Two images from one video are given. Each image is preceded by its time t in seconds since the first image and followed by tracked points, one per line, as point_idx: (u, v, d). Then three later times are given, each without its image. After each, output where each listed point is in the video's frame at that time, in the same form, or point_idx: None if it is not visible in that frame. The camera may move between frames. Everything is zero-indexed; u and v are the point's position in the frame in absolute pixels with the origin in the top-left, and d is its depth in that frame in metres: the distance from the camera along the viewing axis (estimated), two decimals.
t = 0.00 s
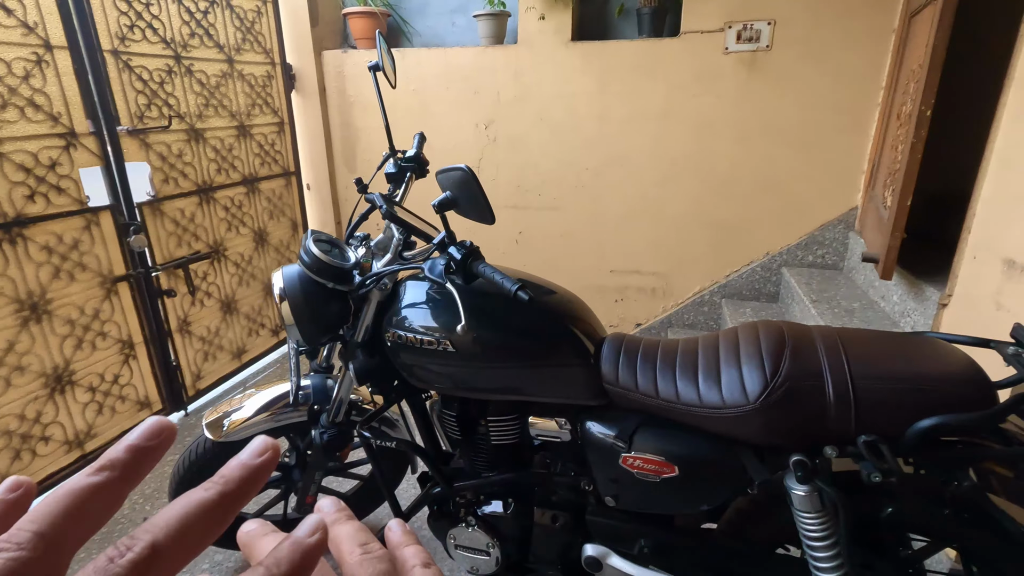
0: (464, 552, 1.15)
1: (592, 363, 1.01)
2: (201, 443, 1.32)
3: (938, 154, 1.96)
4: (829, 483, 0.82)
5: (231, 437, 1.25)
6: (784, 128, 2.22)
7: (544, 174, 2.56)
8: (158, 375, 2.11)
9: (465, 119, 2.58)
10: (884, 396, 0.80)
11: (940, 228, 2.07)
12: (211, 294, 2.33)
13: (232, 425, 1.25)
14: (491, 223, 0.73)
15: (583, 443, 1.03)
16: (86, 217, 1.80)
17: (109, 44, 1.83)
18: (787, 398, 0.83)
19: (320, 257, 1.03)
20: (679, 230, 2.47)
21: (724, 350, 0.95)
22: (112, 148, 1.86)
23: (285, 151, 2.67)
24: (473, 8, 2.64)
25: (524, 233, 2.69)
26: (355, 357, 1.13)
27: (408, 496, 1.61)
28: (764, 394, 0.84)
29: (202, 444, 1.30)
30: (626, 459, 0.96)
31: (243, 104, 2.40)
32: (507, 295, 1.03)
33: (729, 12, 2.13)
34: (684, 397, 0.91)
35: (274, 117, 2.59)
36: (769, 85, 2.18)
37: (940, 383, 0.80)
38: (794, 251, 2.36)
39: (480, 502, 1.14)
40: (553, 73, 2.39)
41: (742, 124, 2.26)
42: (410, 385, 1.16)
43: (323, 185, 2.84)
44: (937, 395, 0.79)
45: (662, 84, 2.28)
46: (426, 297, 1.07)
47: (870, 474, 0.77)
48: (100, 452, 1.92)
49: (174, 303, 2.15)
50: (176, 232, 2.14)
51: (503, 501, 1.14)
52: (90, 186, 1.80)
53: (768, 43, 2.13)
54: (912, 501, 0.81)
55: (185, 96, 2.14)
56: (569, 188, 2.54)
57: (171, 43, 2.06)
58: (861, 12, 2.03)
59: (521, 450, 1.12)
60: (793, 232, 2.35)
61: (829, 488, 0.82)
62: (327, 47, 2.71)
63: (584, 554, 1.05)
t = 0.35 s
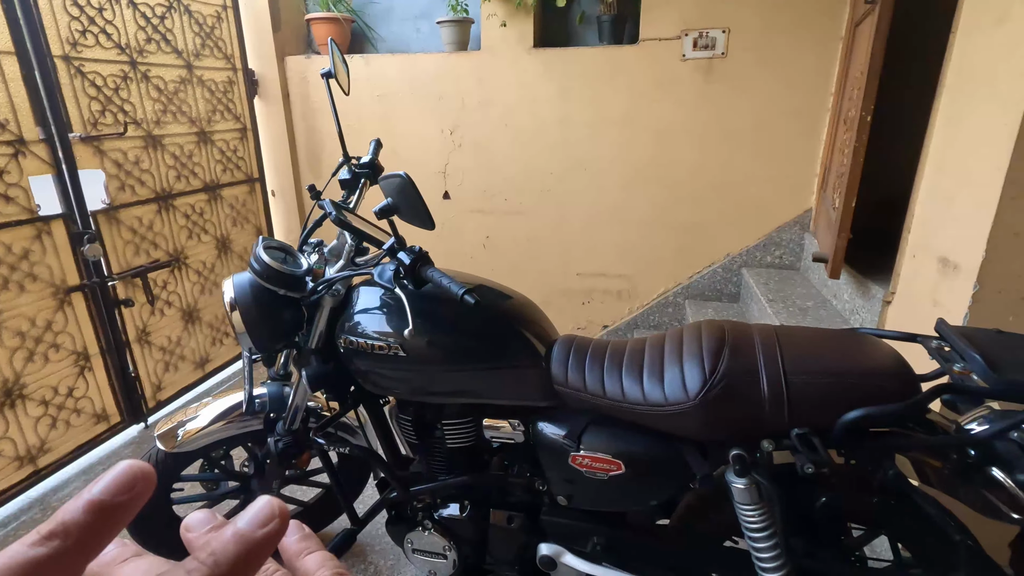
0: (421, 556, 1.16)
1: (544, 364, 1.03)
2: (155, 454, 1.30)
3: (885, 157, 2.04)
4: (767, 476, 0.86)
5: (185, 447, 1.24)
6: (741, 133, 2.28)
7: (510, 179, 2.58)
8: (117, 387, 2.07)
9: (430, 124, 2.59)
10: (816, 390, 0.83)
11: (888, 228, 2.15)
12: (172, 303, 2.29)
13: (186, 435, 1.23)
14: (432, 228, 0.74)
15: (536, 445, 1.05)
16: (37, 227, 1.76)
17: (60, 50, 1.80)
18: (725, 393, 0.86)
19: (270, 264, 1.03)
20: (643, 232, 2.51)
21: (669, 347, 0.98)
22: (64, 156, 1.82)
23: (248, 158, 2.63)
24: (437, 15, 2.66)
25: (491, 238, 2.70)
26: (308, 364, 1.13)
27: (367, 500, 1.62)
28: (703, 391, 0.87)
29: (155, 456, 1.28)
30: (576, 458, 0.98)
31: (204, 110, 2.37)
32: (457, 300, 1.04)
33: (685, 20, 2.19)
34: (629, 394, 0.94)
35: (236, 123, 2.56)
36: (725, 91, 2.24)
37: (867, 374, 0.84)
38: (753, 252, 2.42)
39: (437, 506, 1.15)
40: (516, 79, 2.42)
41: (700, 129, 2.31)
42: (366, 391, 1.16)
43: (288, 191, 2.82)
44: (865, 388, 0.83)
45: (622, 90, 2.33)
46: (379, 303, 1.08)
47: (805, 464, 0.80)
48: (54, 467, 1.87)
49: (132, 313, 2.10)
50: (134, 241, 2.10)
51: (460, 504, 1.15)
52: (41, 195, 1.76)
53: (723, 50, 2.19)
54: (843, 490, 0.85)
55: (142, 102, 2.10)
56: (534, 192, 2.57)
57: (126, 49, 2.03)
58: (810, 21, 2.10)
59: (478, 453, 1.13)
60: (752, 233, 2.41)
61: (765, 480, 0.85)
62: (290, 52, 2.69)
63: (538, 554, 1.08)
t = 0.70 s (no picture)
0: (368, 558, 1.19)
1: (483, 367, 1.08)
2: (100, 466, 1.29)
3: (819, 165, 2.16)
4: (688, 467, 0.91)
5: (131, 459, 1.24)
6: (686, 142, 2.38)
7: (467, 187, 2.62)
8: (64, 402, 2.02)
9: (387, 134, 2.61)
10: (729, 385, 0.90)
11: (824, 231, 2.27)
12: (123, 315, 2.25)
13: (131, 447, 1.23)
14: (362, 239, 0.78)
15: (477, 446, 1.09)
16: None
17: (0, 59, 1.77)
18: (646, 390, 0.92)
19: (213, 275, 1.05)
20: (597, 238, 2.59)
21: (600, 347, 1.04)
22: (5, 167, 1.79)
23: (202, 167, 2.61)
24: (393, 26, 2.69)
25: (450, 245, 2.74)
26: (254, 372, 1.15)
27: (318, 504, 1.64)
28: (627, 388, 0.93)
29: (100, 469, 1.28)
30: (513, 455, 1.02)
31: (155, 119, 2.34)
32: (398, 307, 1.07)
33: (631, 33, 2.28)
34: (562, 393, 0.99)
35: (189, 132, 2.53)
36: (671, 102, 2.34)
37: (774, 368, 0.91)
38: (702, 256, 2.52)
39: (386, 509, 1.18)
40: (471, 89, 2.47)
41: (649, 138, 2.40)
42: (313, 398, 1.18)
43: (245, 201, 2.80)
44: (772, 381, 0.90)
45: (573, 100, 2.40)
46: (323, 311, 1.10)
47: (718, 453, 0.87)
48: None
49: (80, 326, 2.06)
50: (82, 253, 2.06)
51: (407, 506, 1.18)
52: None
53: (668, 63, 2.29)
54: (756, 477, 0.92)
55: (88, 112, 2.07)
56: (491, 200, 2.62)
57: (71, 58, 2.00)
58: (747, 36, 2.21)
59: (424, 455, 1.17)
60: (701, 237, 2.51)
61: (686, 470, 0.91)
62: (245, 61, 2.69)
63: (482, 551, 1.10)
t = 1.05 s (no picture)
0: (302, 557, 1.22)
1: (410, 367, 1.12)
2: (34, 475, 1.29)
3: (753, 172, 2.27)
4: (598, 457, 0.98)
5: (64, 466, 1.25)
6: (631, 150, 2.48)
7: (420, 195, 2.67)
8: (3, 415, 1.99)
9: (340, 142, 2.64)
10: (632, 378, 0.96)
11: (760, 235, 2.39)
12: (68, 325, 2.22)
13: (65, 453, 1.24)
14: (276, 244, 0.83)
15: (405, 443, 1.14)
16: None
17: None
18: (557, 385, 0.98)
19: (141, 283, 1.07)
20: (548, 244, 2.66)
21: (520, 346, 1.09)
22: None
23: (152, 176, 2.59)
24: (345, 36, 2.73)
25: (405, 252, 2.77)
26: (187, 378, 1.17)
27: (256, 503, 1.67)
28: (539, 383, 0.99)
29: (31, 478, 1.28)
30: (435, 451, 1.07)
31: (101, 128, 2.33)
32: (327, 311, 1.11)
33: (576, 47, 2.36)
34: (481, 390, 1.05)
35: (137, 141, 2.51)
36: (615, 112, 2.43)
37: (675, 362, 0.97)
38: (649, 260, 2.61)
39: (320, 508, 1.21)
40: (422, 99, 2.52)
41: (595, 147, 2.49)
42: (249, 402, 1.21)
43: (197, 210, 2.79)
44: (673, 375, 0.96)
45: (522, 110, 2.48)
46: (254, 316, 1.14)
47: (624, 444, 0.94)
48: None
49: (22, 337, 2.03)
50: (23, 263, 2.04)
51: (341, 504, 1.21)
52: None
53: (611, 75, 2.38)
54: (660, 463, 1.00)
55: (30, 120, 2.05)
56: (445, 208, 2.67)
57: (10, 67, 1.98)
58: (684, 50, 2.32)
59: (359, 454, 1.21)
60: (647, 242, 2.60)
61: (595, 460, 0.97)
62: (196, 70, 2.69)
63: (413, 546, 1.16)
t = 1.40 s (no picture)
0: (222, 571, 1.18)
1: (327, 374, 1.08)
2: None
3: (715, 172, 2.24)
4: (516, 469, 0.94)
5: None
6: (594, 150, 2.44)
7: (383, 196, 2.62)
8: None
9: (301, 142, 2.59)
10: (546, 386, 0.92)
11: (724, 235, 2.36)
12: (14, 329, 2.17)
13: None
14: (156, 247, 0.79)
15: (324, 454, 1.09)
16: None
17: None
18: (467, 393, 0.95)
19: (40, 288, 1.02)
20: (513, 245, 2.62)
21: (441, 351, 1.05)
22: None
23: (107, 177, 2.52)
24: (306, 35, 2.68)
25: (369, 253, 2.73)
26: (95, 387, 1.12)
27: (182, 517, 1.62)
28: (450, 392, 0.96)
29: None
30: (346, 461, 1.04)
31: (49, 128, 2.27)
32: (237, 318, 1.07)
33: (537, 45, 2.32)
34: (395, 397, 1.01)
35: (90, 141, 2.44)
36: (578, 112, 2.39)
37: (590, 369, 0.92)
38: (615, 261, 2.58)
39: (241, 521, 1.17)
40: (383, 98, 2.48)
41: (558, 146, 2.45)
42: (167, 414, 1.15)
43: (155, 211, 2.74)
44: (588, 382, 0.91)
45: (484, 109, 2.44)
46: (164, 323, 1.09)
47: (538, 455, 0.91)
48: None
49: None
50: None
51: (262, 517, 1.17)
52: None
53: (573, 74, 2.34)
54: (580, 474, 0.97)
55: None
56: (408, 208, 2.63)
57: None
58: (647, 49, 2.29)
59: (281, 464, 1.17)
60: (613, 243, 2.57)
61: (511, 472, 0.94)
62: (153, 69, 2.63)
63: (333, 559, 1.12)
